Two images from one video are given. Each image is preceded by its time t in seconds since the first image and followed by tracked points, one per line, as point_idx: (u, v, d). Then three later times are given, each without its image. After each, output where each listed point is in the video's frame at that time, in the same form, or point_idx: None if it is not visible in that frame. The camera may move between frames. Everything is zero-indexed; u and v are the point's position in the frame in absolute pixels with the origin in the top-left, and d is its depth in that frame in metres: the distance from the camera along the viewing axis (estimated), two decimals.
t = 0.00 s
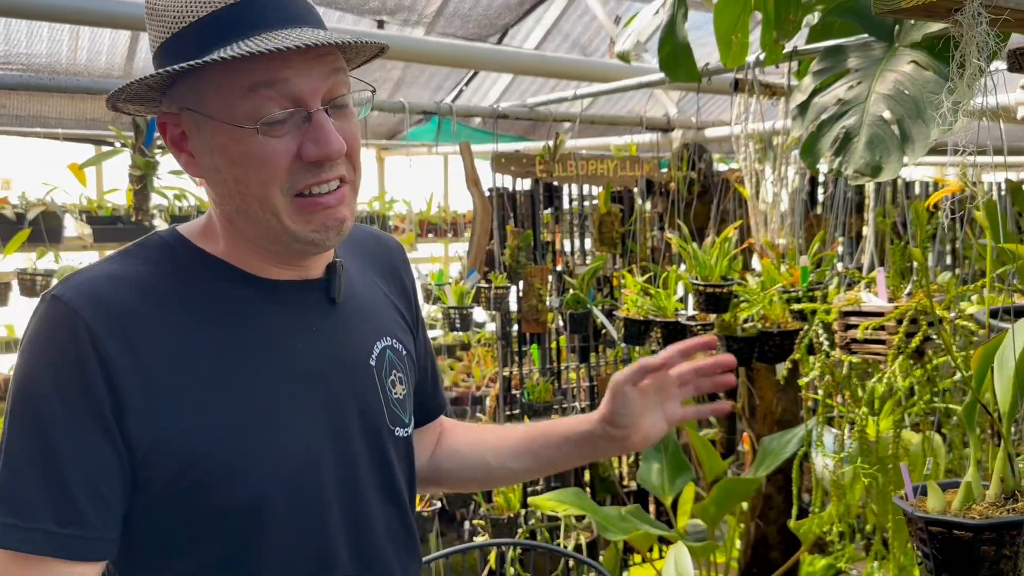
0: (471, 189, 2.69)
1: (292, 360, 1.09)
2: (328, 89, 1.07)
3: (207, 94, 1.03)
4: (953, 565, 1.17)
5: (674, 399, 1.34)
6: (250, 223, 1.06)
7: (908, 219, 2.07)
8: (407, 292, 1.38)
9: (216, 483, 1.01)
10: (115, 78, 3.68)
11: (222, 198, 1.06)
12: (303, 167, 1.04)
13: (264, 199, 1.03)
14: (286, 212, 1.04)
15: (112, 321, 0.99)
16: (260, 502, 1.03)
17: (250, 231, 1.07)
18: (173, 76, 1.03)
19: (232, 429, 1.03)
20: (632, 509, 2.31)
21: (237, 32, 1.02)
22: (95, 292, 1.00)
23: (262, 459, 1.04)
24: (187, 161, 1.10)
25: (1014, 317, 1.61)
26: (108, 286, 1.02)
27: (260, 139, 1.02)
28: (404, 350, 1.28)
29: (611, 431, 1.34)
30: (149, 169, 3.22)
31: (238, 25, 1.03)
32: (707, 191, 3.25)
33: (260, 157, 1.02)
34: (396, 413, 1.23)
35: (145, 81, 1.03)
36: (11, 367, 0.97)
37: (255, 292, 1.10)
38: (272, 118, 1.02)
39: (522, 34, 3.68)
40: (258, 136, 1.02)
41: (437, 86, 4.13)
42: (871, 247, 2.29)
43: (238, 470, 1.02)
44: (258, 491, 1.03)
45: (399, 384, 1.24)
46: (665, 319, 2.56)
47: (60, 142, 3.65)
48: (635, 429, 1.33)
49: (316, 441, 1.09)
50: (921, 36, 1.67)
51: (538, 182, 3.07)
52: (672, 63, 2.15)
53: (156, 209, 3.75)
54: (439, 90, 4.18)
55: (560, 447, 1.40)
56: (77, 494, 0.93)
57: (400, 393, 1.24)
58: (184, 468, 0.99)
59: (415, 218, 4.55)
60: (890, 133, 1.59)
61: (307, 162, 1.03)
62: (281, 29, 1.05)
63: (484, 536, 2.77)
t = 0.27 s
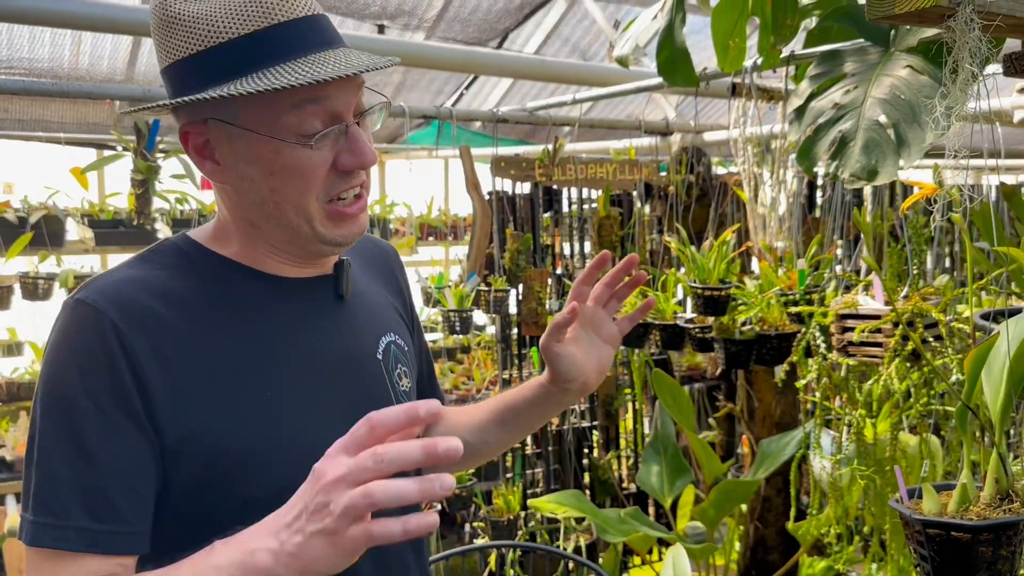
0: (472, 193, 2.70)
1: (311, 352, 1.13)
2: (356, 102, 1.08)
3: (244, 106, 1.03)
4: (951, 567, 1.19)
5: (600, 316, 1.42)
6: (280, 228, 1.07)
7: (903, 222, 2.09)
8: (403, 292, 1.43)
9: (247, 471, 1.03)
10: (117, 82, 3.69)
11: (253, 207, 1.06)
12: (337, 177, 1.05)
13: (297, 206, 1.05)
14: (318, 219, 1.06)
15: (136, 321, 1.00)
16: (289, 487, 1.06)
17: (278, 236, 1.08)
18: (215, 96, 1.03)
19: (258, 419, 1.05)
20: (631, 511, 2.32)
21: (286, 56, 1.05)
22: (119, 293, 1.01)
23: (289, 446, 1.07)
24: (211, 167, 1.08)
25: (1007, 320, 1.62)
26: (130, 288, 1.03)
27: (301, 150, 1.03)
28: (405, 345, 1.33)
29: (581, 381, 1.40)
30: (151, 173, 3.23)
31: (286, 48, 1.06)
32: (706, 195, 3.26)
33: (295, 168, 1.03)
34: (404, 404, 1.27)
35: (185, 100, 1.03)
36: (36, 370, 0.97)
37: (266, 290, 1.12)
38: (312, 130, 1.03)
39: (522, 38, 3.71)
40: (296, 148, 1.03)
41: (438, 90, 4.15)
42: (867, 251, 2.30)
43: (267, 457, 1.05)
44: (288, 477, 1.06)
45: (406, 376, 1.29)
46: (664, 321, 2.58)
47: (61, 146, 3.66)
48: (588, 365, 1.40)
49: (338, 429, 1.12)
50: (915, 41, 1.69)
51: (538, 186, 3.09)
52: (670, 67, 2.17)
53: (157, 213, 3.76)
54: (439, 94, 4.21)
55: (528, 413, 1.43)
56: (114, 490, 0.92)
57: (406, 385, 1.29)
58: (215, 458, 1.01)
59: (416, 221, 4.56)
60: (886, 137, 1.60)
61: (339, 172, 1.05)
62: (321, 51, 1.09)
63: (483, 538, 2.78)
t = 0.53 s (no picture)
0: (471, 196, 2.72)
1: (325, 350, 1.15)
2: (355, 112, 1.10)
3: (244, 108, 1.07)
4: (916, 570, 1.21)
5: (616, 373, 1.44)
6: (278, 230, 1.09)
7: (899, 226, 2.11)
8: (406, 295, 1.45)
9: (267, 464, 1.05)
10: (118, 86, 3.71)
11: (251, 205, 1.10)
12: (329, 184, 1.07)
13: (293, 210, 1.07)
14: (315, 224, 1.08)
15: (161, 319, 1.03)
16: (307, 479, 1.08)
17: (278, 237, 1.10)
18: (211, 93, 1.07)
19: (278, 413, 1.07)
20: (631, 513, 2.33)
21: (282, 61, 1.08)
22: (142, 293, 1.03)
23: (308, 440, 1.08)
24: (219, 164, 1.13)
25: (1004, 324, 1.63)
26: (153, 287, 1.05)
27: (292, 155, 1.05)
28: (410, 345, 1.36)
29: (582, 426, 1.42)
30: (152, 176, 3.24)
31: (282, 54, 1.08)
32: (704, 198, 3.28)
33: (290, 172, 1.05)
34: (412, 401, 1.30)
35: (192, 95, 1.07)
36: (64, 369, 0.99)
37: (278, 286, 1.15)
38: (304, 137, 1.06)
39: (522, 42, 3.72)
40: (289, 152, 1.05)
41: (438, 94, 4.17)
42: (864, 255, 2.32)
43: (287, 450, 1.07)
44: (308, 470, 1.08)
45: (412, 374, 1.32)
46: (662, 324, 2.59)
47: (63, 150, 3.68)
48: (593, 411, 1.43)
49: (353, 424, 1.14)
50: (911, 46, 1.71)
51: (536, 189, 3.10)
52: (668, 71, 2.18)
53: (158, 216, 3.78)
54: (439, 98, 4.22)
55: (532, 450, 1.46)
56: (139, 484, 0.94)
57: (413, 382, 1.32)
58: (238, 451, 1.03)
59: (416, 224, 4.58)
60: (882, 141, 1.62)
61: (334, 180, 1.06)
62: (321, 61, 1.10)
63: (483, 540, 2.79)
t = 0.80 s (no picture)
0: (468, 198, 2.73)
1: (334, 346, 1.16)
2: (347, 108, 1.15)
3: (245, 105, 1.13)
4: (891, 568, 1.23)
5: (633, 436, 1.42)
6: (276, 224, 1.13)
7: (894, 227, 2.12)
8: (417, 301, 1.46)
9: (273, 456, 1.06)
10: (117, 89, 3.72)
11: (254, 200, 1.15)
12: (320, 176, 1.11)
13: (287, 201, 1.11)
14: (307, 215, 1.11)
15: (179, 308, 1.05)
16: (310, 474, 1.09)
17: (277, 231, 1.14)
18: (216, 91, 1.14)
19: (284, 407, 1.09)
20: (627, 513, 2.34)
21: (273, 57, 1.11)
22: (162, 282, 1.06)
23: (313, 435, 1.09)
24: (233, 162, 1.19)
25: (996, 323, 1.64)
26: (173, 277, 1.08)
27: (285, 147, 1.11)
28: (418, 347, 1.36)
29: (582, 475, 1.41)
30: (151, 179, 3.24)
31: (273, 50, 1.11)
32: (700, 199, 3.29)
33: (283, 164, 1.10)
34: (418, 403, 1.30)
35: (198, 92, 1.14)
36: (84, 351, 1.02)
37: (292, 282, 1.16)
38: (296, 130, 1.11)
39: (519, 45, 3.74)
40: (282, 145, 1.11)
41: (435, 96, 4.18)
42: (859, 256, 2.33)
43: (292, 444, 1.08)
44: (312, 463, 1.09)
45: (418, 376, 1.31)
46: (659, 325, 2.61)
47: (61, 152, 3.69)
48: (598, 464, 1.42)
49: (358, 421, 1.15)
50: (903, 48, 1.72)
51: (533, 191, 3.11)
52: (664, 73, 2.19)
53: (156, 219, 3.79)
54: (437, 100, 4.24)
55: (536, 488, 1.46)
56: (146, 465, 0.97)
57: (420, 384, 1.31)
58: (244, 442, 1.04)
59: (414, 226, 4.60)
60: (875, 142, 1.63)
61: (325, 171, 1.10)
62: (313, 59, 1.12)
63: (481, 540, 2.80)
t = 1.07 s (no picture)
0: (466, 199, 2.74)
1: (344, 345, 1.17)
2: (366, 114, 1.16)
3: (268, 107, 1.14)
4: (896, 565, 1.25)
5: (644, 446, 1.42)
6: (292, 224, 1.14)
7: (887, 227, 2.14)
8: (430, 304, 1.46)
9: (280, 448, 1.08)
10: (115, 90, 3.73)
11: (273, 201, 1.16)
12: (338, 178, 1.12)
13: (304, 201, 1.12)
14: (323, 216, 1.12)
15: (193, 300, 1.07)
16: (312, 472, 1.11)
17: (293, 232, 1.15)
18: (240, 92, 1.15)
19: (291, 402, 1.10)
20: (625, 512, 2.35)
21: (299, 64, 1.12)
22: (178, 274, 1.08)
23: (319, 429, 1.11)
24: (253, 163, 1.20)
25: (989, 322, 1.66)
26: (188, 271, 1.10)
27: (307, 149, 1.12)
28: (427, 350, 1.35)
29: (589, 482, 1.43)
30: (150, 180, 3.23)
31: (299, 57, 1.13)
32: (697, 200, 3.31)
33: (302, 165, 1.11)
34: (426, 405, 1.29)
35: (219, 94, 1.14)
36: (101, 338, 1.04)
37: (303, 279, 1.18)
38: (318, 132, 1.12)
39: (516, 47, 3.75)
40: (303, 147, 1.12)
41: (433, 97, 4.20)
42: (854, 257, 2.35)
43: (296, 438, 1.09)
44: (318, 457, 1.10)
45: (427, 377, 1.31)
46: (655, 325, 2.62)
47: (59, 154, 3.69)
48: (605, 473, 1.42)
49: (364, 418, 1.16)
50: (897, 49, 1.74)
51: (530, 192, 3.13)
52: (659, 74, 2.21)
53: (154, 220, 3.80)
54: (434, 101, 4.25)
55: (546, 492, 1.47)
56: (156, 451, 0.98)
57: (428, 385, 1.30)
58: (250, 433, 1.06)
59: (411, 227, 4.61)
60: (870, 144, 1.65)
61: (342, 174, 1.12)
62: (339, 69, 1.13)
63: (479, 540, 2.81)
